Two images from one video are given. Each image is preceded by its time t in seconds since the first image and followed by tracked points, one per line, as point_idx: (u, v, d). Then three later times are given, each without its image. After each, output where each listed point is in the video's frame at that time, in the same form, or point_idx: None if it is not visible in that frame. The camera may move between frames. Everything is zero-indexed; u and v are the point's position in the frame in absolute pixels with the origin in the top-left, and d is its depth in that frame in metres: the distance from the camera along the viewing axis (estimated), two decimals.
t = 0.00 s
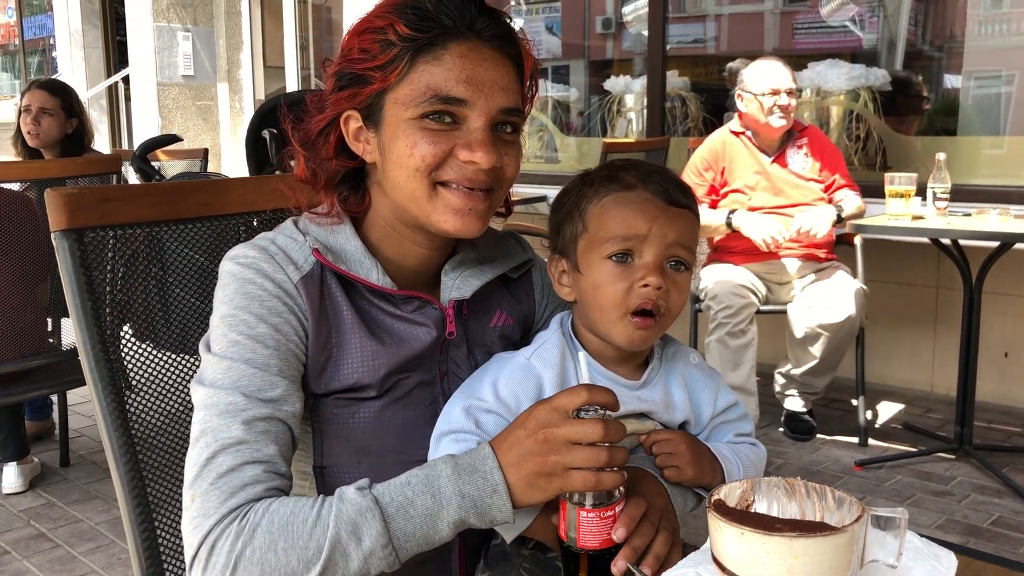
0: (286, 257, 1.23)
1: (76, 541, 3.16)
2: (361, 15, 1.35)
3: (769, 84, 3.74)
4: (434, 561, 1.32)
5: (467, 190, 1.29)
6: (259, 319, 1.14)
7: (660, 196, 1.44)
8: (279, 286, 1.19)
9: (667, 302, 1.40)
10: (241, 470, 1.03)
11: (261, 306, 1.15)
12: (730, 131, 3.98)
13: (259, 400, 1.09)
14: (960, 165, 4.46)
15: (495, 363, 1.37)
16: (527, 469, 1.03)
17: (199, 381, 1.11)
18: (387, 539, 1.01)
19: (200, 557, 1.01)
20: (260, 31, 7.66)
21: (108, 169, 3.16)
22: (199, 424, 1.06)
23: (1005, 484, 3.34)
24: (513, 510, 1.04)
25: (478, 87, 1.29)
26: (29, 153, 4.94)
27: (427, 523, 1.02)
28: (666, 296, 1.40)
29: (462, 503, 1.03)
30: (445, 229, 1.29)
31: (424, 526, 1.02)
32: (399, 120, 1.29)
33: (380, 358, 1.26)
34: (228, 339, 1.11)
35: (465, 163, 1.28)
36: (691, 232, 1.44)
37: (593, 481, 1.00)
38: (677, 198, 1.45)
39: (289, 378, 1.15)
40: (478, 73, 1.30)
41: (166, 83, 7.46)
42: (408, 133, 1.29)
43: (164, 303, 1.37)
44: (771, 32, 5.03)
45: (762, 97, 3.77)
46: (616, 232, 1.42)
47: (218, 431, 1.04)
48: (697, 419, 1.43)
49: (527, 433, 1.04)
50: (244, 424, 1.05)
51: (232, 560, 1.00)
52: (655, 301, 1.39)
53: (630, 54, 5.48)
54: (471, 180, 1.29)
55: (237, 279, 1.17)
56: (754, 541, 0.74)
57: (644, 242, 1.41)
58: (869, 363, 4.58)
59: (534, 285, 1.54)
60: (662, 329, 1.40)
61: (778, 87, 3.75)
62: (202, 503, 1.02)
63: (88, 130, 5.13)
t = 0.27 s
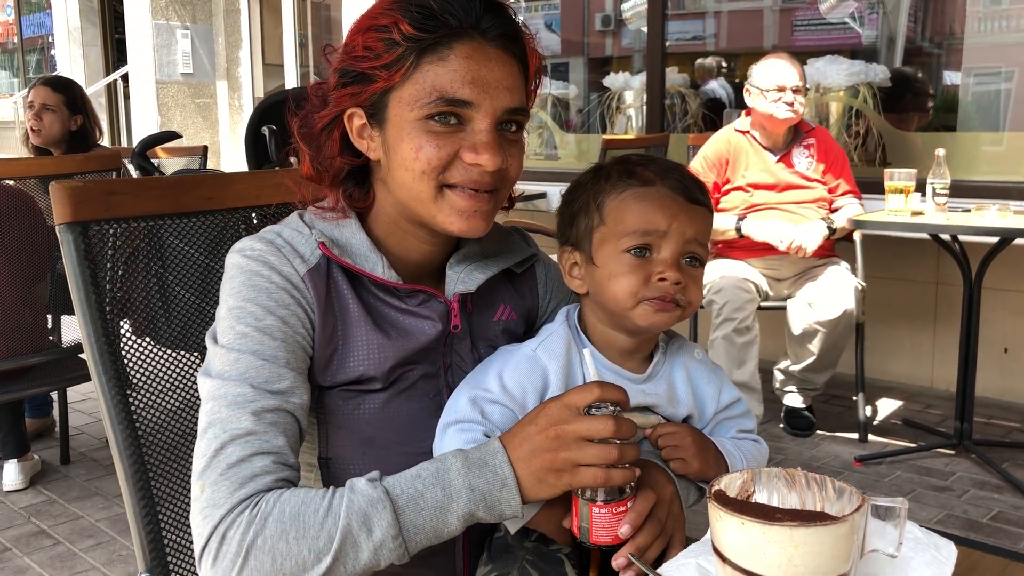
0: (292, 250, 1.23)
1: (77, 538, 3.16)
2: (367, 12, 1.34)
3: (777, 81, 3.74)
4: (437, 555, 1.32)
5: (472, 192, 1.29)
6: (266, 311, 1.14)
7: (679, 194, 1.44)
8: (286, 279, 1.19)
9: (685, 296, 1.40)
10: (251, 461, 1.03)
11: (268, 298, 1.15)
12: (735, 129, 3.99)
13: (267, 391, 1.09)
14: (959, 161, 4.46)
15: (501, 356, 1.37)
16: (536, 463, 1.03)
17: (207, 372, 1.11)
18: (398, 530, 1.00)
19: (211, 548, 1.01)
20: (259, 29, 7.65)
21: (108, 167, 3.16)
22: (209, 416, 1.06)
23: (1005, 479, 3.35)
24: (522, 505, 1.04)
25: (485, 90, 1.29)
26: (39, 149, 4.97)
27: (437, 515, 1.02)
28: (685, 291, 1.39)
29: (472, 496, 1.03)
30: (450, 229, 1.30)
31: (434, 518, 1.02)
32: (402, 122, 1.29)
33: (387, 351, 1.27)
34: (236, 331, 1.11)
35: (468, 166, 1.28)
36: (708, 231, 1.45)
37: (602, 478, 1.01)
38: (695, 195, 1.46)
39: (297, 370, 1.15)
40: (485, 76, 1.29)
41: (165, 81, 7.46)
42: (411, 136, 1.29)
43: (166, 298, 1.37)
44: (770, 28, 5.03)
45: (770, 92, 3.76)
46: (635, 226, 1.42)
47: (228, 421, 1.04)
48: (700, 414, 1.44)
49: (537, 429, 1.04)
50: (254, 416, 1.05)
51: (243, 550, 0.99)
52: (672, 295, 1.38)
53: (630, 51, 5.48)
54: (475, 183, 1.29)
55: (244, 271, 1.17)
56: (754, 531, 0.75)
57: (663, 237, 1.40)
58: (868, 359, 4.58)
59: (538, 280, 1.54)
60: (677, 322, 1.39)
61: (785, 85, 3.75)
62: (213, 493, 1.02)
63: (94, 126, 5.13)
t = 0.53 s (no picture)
0: (293, 251, 1.23)
1: (76, 537, 3.16)
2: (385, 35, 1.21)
3: (778, 80, 3.74)
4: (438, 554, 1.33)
5: (491, 234, 1.29)
6: (263, 312, 1.14)
7: (685, 194, 1.44)
8: (284, 279, 1.19)
9: (693, 296, 1.41)
10: (242, 462, 1.03)
11: (265, 300, 1.15)
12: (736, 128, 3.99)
13: (261, 393, 1.09)
14: (958, 159, 4.46)
15: (501, 354, 1.37)
16: (530, 456, 1.02)
17: (204, 373, 1.11)
18: (385, 527, 1.00)
19: (202, 549, 1.01)
20: (257, 27, 7.65)
21: (107, 166, 3.16)
22: (203, 418, 1.06)
23: (1003, 476, 3.35)
24: (512, 500, 1.03)
25: (515, 137, 1.24)
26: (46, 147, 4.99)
27: (425, 511, 1.01)
28: (692, 291, 1.41)
29: (460, 491, 1.02)
30: (465, 264, 1.30)
31: (421, 514, 1.01)
32: (430, 168, 1.23)
33: (386, 351, 1.27)
34: (233, 332, 1.12)
35: (493, 215, 1.26)
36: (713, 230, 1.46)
37: (591, 471, 1.00)
38: (700, 195, 1.46)
39: (293, 372, 1.14)
40: (516, 124, 1.24)
41: (164, 79, 7.46)
42: (438, 182, 1.23)
43: (165, 298, 1.37)
44: (769, 26, 5.03)
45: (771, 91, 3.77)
46: (643, 226, 1.42)
47: (220, 424, 1.04)
48: (701, 413, 1.44)
49: (530, 423, 1.04)
50: (245, 417, 1.05)
51: (232, 549, 0.99)
52: (680, 296, 1.40)
53: (628, 49, 5.48)
54: (494, 226, 1.28)
55: (242, 273, 1.17)
56: (752, 531, 0.75)
57: (671, 238, 1.41)
58: (867, 357, 4.58)
59: (538, 279, 1.54)
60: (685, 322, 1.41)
61: (786, 83, 3.74)
62: (203, 494, 1.02)
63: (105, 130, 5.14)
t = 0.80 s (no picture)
0: (289, 251, 1.22)
1: (74, 538, 3.16)
2: (373, 81, 1.13)
3: (772, 80, 3.74)
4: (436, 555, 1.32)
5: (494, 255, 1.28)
6: (259, 314, 1.13)
7: (681, 191, 1.44)
8: (280, 281, 1.18)
9: (690, 293, 1.42)
10: (233, 468, 1.03)
11: (261, 302, 1.15)
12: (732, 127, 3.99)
13: (255, 397, 1.09)
14: (955, 157, 4.46)
15: (498, 352, 1.37)
16: (512, 451, 1.01)
17: (199, 376, 1.11)
18: (378, 536, 0.99)
19: (194, 554, 1.01)
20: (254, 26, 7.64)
21: (103, 167, 3.15)
22: (197, 422, 1.06)
23: (1001, 474, 3.36)
24: (506, 506, 1.02)
25: (516, 171, 1.21)
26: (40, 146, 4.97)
27: (418, 521, 1.01)
28: (689, 288, 1.41)
29: (453, 500, 1.01)
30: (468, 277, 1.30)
31: (415, 523, 1.01)
32: (432, 209, 1.19)
33: (384, 351, 1.27)
34: (228, 335, 1.11)
35: (495, 241, 1.24)
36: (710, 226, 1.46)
37: (568, 454, 0.99)
38: (697, 192, 1.46)
39: (287, 375, 1.14)
40: (516, 157, 1.20)
41: (161, 79, 7.46)
42: (440, 219, 1.20)
43: (162, 299, 1.37)
44: (766, 24, 5.04)
45: (766, 92, 3.76)
46: (641, 225, 1.41)
47: (212, 429, 1.05)
48: (697, 410, 1.44)
49: (504, 421, 1.03)
50: (236, 423, 1.05)
51: (224, 555, 0.99)
52: (680, 294, 1.40)
53: (626, 47, 5.47)
54: (494, 249, 1.27)
55: (238, 274, 1.17)
56: (747, 531, 0.75)
57: (669, 237, 1.41)
58: (864, 356, 4.59)
59: (536, 279, 1.53)
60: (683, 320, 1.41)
61: (781, 84, 3.74)
62: (195, 500, 1.02)
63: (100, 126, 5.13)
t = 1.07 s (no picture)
0: (280, 254, 1.22)
1: (70, 540, 3.15)
2: (350, 105, 1.11)
3: (768, 81, 3.75)
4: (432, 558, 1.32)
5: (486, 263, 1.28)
6: (250, 319, 1.13)
7: (664, 196, 1.43)
8: (272, 285, 1.18)
9: (676, 298, 1.42)
10: (223, 474, 1.03)
11: (253, 306, 1.14)
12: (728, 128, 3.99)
13: (245, 402, 1.08)
14: (950, 156, 4.47)
15: (494, 355, 1.38)
16: (497, 449, 1.01)
17: (190, 381, 1.11)
18: (368, 538, 0.99)
19: (184, 560, 1.01)
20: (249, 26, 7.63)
21: (97, 168, 3.15)
22: (188, 428, 1.06)
23: (996, 473, 3.37)
24: (496, 504, 1.02)
25: (503, 180, 1.20)
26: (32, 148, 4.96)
27: (408, 521, 1.01)
28: (675, 294, 1.41)
29: (443, 499, 1.01)
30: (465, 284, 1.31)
31: (405, 524, 1.01)
32: (420, 225, 1.19)
33: (378, 353, 1.26)
34: (219, 339, 1.11)
35: (487, 247, 1.24)
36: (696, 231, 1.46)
37: (551, 448, 0.99)
38: (682, 196, 1.45)
39: (279, 380, 1.14)
40: (502, 166, 1.19)
41: (156, 80, 7.45)
42: (429, 232, 1.19)
43: (158, 301, 1.37)
44: (761, 24, 5.05)
45: (763, 92, 3.76)
46: (625, 233, 1.41)
47: (201, 435, 1.04)
48: (692, 412, 1.44)
49: (490, 417, 1.04)
50: (226, 428, 1.05)
51: (215, 560, 0.99)
52: (662, 299, 1.40)
53: (621, 47, 5.47)
54: (487, 255, 1.26)
55: (230, 278, 1.17)
56: (743, 533, 0.75)
57: (651, 244, 1.41)
58: (860, 355, 4.60)
59: (531, 280, 1.54)
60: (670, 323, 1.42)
61: (776, 84, 3.75)
62: (185, 506, 1.02)
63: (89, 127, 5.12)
